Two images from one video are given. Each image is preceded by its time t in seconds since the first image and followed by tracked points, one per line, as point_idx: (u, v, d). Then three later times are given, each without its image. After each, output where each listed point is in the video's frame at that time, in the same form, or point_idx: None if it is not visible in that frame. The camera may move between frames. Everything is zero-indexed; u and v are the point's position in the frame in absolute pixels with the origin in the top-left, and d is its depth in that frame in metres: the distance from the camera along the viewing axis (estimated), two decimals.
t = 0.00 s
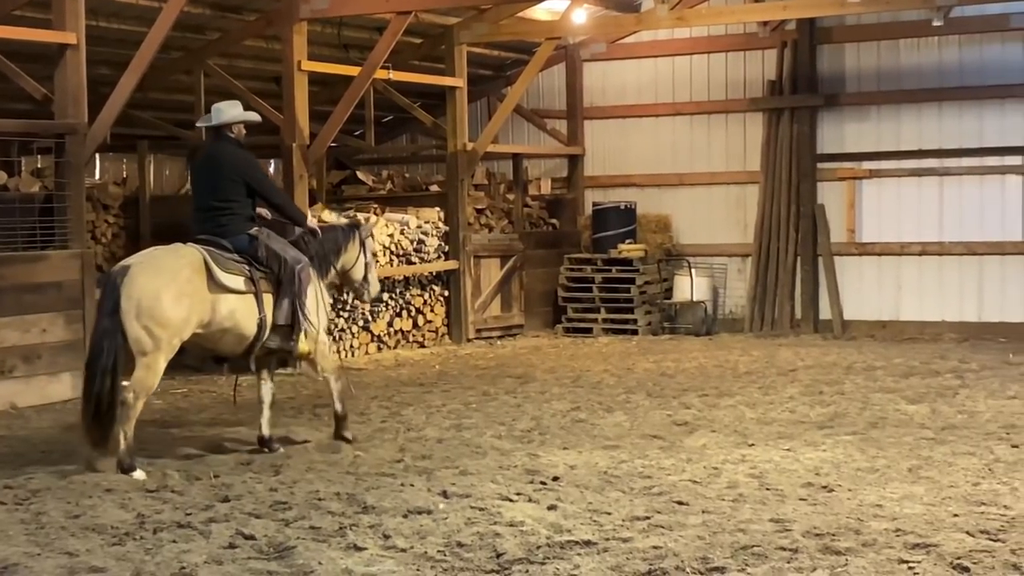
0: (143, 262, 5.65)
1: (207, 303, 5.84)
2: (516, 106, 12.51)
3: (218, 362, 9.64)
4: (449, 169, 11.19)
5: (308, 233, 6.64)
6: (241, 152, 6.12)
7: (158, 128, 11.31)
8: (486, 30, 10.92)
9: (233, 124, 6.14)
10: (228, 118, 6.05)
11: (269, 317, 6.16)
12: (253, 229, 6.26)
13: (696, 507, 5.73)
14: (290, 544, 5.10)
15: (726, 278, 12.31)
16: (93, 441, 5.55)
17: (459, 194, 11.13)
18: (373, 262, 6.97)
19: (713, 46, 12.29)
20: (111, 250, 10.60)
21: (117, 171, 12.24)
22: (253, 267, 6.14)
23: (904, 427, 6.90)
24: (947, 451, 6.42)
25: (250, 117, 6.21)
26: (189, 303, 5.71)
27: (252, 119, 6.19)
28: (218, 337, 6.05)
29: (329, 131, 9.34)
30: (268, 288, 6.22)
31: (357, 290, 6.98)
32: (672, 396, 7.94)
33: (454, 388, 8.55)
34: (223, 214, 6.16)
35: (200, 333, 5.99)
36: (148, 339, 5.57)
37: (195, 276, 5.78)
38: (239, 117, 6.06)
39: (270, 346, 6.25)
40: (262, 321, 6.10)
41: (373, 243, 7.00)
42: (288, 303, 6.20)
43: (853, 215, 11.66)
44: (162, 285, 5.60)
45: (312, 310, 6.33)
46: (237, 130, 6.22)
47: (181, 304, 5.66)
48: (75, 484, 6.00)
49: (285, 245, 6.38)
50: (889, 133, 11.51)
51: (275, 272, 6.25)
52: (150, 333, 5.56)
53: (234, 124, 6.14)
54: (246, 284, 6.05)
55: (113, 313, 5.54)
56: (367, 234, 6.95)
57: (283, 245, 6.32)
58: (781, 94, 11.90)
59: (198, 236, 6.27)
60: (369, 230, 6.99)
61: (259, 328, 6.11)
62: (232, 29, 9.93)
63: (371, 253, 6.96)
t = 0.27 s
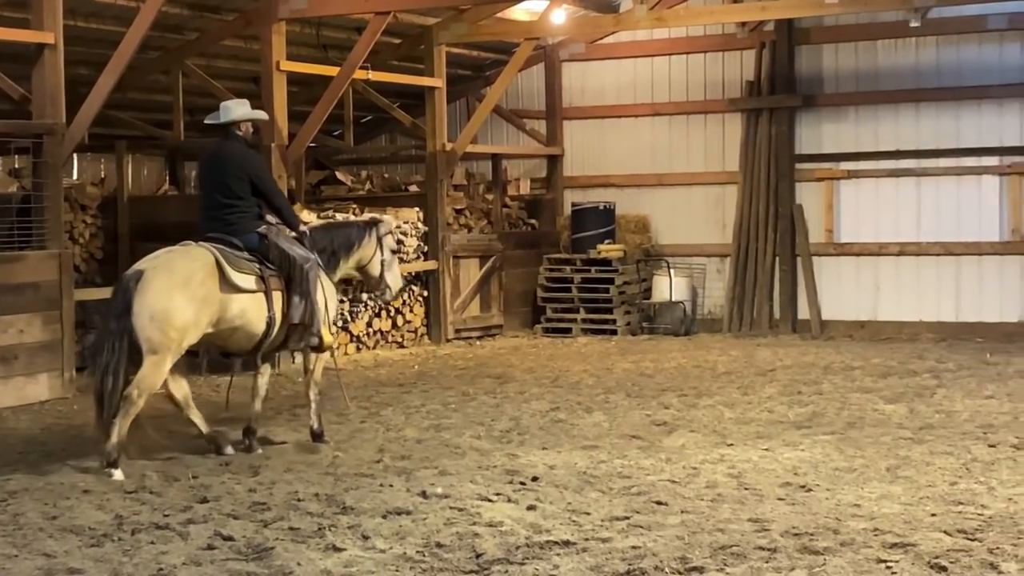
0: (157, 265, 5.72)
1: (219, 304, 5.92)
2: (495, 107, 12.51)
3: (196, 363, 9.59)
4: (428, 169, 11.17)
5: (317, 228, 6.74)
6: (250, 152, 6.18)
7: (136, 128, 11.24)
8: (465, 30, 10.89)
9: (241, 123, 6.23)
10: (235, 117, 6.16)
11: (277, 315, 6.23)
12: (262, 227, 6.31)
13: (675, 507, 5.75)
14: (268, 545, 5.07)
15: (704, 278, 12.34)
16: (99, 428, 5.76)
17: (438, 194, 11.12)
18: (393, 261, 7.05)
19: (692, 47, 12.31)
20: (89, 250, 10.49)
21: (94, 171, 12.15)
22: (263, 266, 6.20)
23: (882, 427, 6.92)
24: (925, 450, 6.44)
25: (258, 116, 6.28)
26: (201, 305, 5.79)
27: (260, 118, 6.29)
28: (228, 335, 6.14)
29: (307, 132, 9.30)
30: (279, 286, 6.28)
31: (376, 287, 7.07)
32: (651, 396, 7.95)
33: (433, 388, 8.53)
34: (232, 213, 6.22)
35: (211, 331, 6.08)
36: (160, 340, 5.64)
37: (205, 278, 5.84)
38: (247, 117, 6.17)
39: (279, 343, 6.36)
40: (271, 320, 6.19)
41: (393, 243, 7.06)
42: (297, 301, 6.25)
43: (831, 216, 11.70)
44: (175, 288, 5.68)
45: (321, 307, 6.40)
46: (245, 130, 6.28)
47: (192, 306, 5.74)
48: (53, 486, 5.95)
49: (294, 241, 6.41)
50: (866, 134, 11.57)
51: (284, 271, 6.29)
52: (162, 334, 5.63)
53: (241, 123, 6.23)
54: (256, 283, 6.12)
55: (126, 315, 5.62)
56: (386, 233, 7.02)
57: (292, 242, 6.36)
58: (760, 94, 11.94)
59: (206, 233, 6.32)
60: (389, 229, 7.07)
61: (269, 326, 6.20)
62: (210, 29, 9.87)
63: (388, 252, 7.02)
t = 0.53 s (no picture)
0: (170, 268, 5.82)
1: (226, 312, 6.04)
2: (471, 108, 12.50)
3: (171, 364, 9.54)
4: (405, 169, 11.15)
5: (343, 240, 6.83)
6: (261, 162, 6.36)
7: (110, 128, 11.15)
8: (441, 31, 10.88)
9: (251, 133, 6.42)
10: (246, 126, 6.34)
11: (289, 324, 6.41)
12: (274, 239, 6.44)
13: (651, 507, 5.76)
14: (243, 547, 5.04)
15: (680, 279, 12.37)
16: (96, 423, 5.74)
17: (414, 194, 11.09)
18: (416, 270, 7.25)
19: (667, 48, 12.34)
20: (63, 251, 10.31)
21: (67, 171, 12.04)
22: (275, 275, 6.34)
23: (857, 427, 6.95)
24: (899, 450, 6.48)
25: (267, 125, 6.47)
26: (208, 312, 5.90)
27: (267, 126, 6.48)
28: (235, 343, 6.25)
29: (283, 132, 9.27)
30: (291, 295, 6.43)
31: (397, 297, 7.25)
32: (627, 397, 7.96)
33: (409, 389, 8.50)
34: (245, 223, 6.34)
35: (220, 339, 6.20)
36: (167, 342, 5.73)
37: (216, 288, 5.95)
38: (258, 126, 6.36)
39: (289, 349, 6.51)
40: (281, 329, 6.34)
41: (413, 254, 7.25)
42: (308, 312, 6.45)
43: (806, 217, 11.75)
44: (184, 292, 5.79)
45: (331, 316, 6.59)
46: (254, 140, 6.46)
47: (200, 312, 5.85)
48: (26, 488, 5.89)
49: (305, 250, 6.55)
50: (841, 135, 11.64)
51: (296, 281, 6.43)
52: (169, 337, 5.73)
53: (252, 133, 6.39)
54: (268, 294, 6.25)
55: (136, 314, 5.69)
56: (407, 246, 7.20)
57: (304, 253, 6.50)
58: (735, 95, 11.99)
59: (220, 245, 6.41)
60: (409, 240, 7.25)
61: (278, 335, 6.35)
62: (185, 29, 9.80)
63: (408, 264, 7.21)
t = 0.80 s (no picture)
0: (181, 258, 6.02)
1: (239, 300, 6.18)
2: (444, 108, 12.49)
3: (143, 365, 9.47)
4: (378, 170, 11.11)
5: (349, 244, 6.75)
6: (272, 157, 6.37)
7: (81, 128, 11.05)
8: (414, 31, 10.85)
9: (264, 128, 6.43)
10: (258, 122, 6.35)
11: (287, 318, 6.43)
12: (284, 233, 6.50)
13: (624, 507, 5.78)
14: (215, 548, 5.02)
15: (653, 279, 12.39)
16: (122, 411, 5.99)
17: (387, 195, 11.06)
18: (430, 275, 7.07)
19: (640, 48, 12.37)
20: (33, 252, 10.20)
21: (37, 171, 11.92)
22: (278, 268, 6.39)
23: (829, 426, 6.99)
24: (871, 449, 6.52)
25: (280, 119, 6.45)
26: (222, 300, 6.07)
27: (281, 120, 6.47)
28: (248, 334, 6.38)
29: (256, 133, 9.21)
30: (292, 290, 6.45)
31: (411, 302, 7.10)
32: (600, 397, 7.96)
33: (382, 390, 8.47)
34: (254, 216, 6.41)
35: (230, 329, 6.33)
36: (186, 331, 5.98)
37: (224, 277, 6.10)
38: (270, 122, 6.35)
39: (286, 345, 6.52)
40: (278, 321, 6.38)
41: (428, 258, 7.06)
42: (307, 309, 6.42)
43: (778, 217, 11.81)
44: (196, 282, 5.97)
45: (329, 319, 6.54)
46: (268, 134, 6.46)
47: (215, 301, 6.03)
48: None
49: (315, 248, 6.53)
50: (814, 135, 11.70)
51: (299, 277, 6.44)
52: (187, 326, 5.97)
53: (263, 127, 6.40)
54: (267, 284, 6.31)
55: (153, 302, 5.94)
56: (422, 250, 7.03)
57: (313, 249, 6.48)
58: (708, 96, 12.03)
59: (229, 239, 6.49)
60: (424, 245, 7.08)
61: (276, 326, 6.40)
62: (156, 29, 9.73)
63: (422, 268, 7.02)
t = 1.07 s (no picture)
0: (184, 265, 6.11)
1: (247, 299, 6.28)
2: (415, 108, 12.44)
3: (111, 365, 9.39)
4: (349, 170, 11.06)
5: (362, 239, 6.96)
6: (277, 159, 6.43)
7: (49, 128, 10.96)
8: (385, 30, 10.85)
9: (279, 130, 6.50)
10: (273, 124, 6.43)
11: (297, 314, 6.52)
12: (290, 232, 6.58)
13: (594, 506, 5.80)
14: (184, 549, 5.00)
15: (625, 279, 12.43)
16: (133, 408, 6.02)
17: (357, 194, 11.02)
18: (441, 261, 7.35)
19: (610, 48, 12.38)
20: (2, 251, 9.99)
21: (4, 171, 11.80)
22: (285, 266, 6.48)
23: (799, 425, 7.03)
24: (840, 448, 6.56)
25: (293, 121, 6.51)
26: (230, 302, 6.18)
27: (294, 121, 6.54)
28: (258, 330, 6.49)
29: (225, 131, 9.14)
30: (299, 287, 6.55)
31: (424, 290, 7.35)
32: (571, 397, 7.97)
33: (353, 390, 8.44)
34: (257, 215, 6.51)
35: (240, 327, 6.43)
36: (201, 337, 6.14)
37: (229, 276, 6.20)
38: (283, 123, 6.43)
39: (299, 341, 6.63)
40: (289, 318, 6.48)
41: (437, 247, 7.33)
42: (317, 303, 6.52)
43: (748, 217, 11.88)
44: (204, 287, 6.08)
45: (340, 312, 6.67)
46: (282, 136, 6.53)
47: (223, 303, 6.14)
48: None
49: (321, 243, 6.64)
50: (783, 136, 11.76)
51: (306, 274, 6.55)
52: (201, 331, 6.12)
53: (276, 129, 6.48)
54: (274, 283, 6.40)
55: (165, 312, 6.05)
56: (431, 238, 7.31)
57: (318, 244, 6.59)
58: (678, 96, 12.07)
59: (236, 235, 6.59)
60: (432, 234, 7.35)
61: (287, 324, 6.49)
62: (125, 27, 9.66)
63: (433, 256, 7.29)
